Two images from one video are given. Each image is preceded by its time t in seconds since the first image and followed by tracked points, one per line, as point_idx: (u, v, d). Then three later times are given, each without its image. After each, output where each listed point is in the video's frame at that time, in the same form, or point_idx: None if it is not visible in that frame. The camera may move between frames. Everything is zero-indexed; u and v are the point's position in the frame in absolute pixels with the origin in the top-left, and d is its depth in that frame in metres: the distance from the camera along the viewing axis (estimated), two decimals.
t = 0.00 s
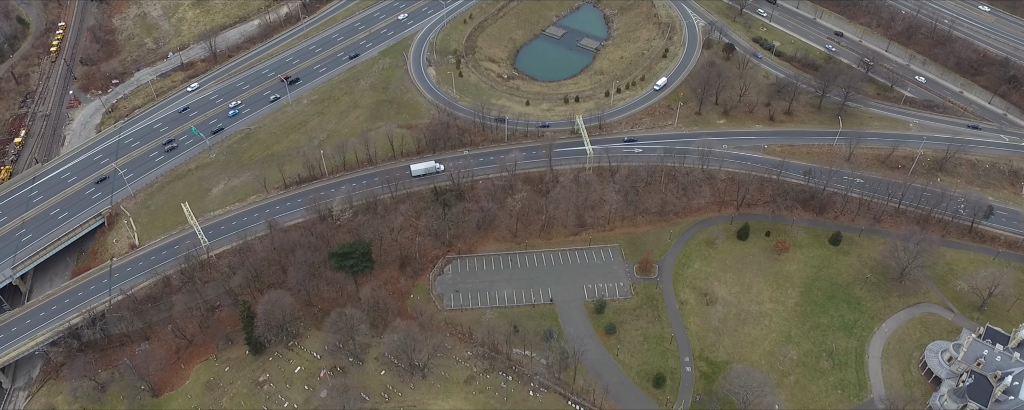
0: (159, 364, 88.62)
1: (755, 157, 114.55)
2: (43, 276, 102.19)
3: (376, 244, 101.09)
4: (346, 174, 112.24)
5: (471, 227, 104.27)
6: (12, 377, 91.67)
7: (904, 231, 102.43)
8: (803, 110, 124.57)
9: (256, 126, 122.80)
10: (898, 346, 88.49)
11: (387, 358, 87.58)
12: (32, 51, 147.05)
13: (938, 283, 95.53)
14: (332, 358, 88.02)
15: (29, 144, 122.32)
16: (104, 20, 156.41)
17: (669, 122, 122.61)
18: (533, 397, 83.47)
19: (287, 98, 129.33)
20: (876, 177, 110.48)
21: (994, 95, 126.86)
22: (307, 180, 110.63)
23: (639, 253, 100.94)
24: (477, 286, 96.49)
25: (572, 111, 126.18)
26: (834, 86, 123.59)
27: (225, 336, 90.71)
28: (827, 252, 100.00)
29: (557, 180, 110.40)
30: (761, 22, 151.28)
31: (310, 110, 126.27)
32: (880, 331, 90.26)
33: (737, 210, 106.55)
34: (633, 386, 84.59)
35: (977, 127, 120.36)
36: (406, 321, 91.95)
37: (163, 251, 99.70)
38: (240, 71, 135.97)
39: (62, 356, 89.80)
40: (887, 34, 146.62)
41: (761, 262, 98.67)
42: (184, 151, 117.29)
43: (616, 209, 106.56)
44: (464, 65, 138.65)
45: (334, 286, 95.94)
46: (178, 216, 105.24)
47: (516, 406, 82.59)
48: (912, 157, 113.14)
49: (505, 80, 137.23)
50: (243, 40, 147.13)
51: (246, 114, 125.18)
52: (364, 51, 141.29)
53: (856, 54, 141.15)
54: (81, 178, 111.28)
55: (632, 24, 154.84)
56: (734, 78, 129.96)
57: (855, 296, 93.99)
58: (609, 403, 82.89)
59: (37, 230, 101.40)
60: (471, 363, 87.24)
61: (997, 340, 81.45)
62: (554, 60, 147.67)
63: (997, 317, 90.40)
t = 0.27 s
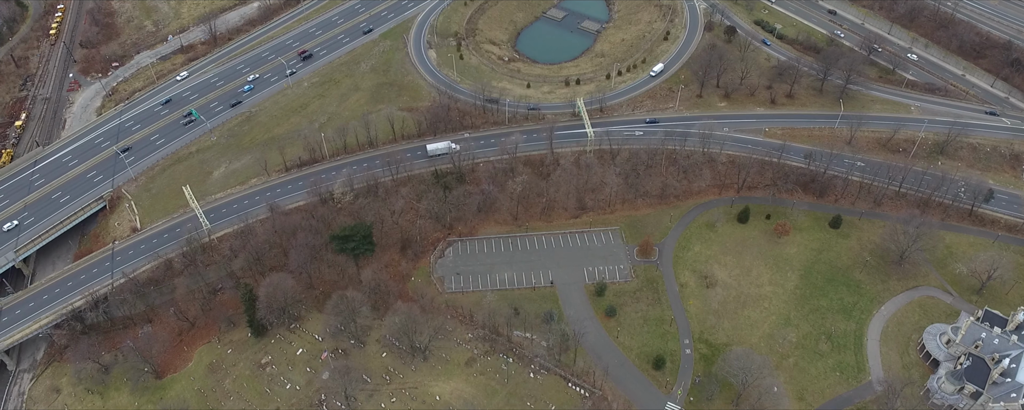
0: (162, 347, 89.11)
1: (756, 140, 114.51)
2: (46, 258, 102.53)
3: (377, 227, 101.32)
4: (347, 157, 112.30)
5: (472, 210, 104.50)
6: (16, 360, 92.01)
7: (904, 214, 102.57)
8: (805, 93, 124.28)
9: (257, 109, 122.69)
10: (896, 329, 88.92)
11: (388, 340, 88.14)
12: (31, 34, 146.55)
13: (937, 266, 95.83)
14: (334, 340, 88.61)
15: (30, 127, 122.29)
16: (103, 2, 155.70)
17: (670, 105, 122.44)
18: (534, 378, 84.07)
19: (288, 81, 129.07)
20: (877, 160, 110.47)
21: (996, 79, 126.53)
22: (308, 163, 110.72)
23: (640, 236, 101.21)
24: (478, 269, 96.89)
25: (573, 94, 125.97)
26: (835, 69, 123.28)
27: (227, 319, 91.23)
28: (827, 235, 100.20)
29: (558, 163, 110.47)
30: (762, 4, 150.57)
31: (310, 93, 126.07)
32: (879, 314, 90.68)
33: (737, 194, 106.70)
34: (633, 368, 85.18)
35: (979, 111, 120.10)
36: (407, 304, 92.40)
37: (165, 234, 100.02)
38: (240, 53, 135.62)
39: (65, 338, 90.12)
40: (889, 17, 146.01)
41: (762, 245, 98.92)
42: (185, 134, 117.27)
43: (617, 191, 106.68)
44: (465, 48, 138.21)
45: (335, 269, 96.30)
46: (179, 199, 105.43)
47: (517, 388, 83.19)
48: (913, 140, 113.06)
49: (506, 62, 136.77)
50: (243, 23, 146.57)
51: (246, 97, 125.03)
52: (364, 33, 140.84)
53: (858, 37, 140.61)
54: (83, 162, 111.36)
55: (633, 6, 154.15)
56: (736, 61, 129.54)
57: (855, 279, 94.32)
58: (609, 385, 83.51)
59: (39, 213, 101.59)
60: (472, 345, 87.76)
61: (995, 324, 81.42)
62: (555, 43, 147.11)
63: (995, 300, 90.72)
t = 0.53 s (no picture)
0: (165, 329, 89.65)
1: (757, 123, 114.38)
2: (48, 241, 102.83)
3: (378, 210, 101.51)
4: (348, 139, 112.31)
5: (472, 192, 104.67)
6: (21, 342, 92.43)
7: (905, 197, 102.65)
8: (806, 76, 123.94)
9: (257, 92, 122.51)
10: (895, 312, 89.35)
11: (389, 322, 88.71)
12: (30, 17, 145.94)
13: (937, 249, 96.08)
14: (335, 323, 89.20)
15: (30, 110, 122.16)
16: None
17: (671, 88, 122.18)
18: (534, 360, 84.66)
19: (288, 63, 128.75)
20: (878, 143, 110.42)
21: (998, 62, 126.08)
22: (309, 146, 110.78)
23: (640, 219, 101.45)
24: (479, 251, 97.28)
25: (574, 77, 125.65)
26: (837, 52, 122.96)
27: (229, 301, 91.69)
28: (827, 218, 100.37)
29: (558, 146, 110.49)
30: None
31: (310, 76, 125.80)
32: (879, 296, 91.07)
33: (738, 177, 106.75)
34: (633, 350, 85.77)
35: (981, 94, 119.79)
36: (409, 286, 92.85)
37: (167, 218, 100.30)
38: (240, 36, 135.16)
39: (68, 321, 90.86)
40: None
41: (762, 228, 99.15)
42: (186, 117, 117.19)
43: (618, 174, 106.73)
44: (465, 30, 137.67)
45: (337, 251, 96.62)
46: (180, 182, 105.63)
47: (517, 370, 83.79)
48: (914, 123, 112.94)
49: (506, 45, 136.23)
50: (242, 5, 145.81)
51: (247, 80, 124.80)
52: (364, 16, 140.26)
53: (861, 19, 139.91)
54: (83, 145, 111.35)
55: None
56: (737, 44, 129.06)
57: (855, 262, 94.62)
58: (609, 366, 84.12)
59: (41, 196, 101.65)
60: (473, 327, 88.28)
61: (993, 306, 82.49)
62: (556, 25, 146.44)
63: (994, 283, 91.02)
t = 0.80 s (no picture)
0: (167, 312, 90.12)
1: (758, 105, 114.21)
2: (50, 224, 103.06)
3: (378, 192, 101.61)
4: (348, 122, 112.24)
5: (473, 175, 104.78)
6: (24, 324, 92.78)
7: (905, 180, 102.66)
8: (807, 59, 123.55)
9: (257, 74, 122.22)
10: (894, 294, 89.73)
11: (391, 305, 89.15)
12: None
13: (936, 232, 96.27)
14: (337, 305, 89.61)
15: (30, 93, 121.95)
16: None
17: (672, 70, 121.84)
18: (535, 342, 85.14)
19: (288, 46, 128.36)
20: (879, 126, 110.28)
21: (1001, 44, 125.60)
22: (309, 129, 110.76)
23: (641, 201, 101.63)
24: (479, 234, 97.62)
25: (575, 59, 125.28)
26: (838, 34, 122.64)
27: (231, 284, 92.06)
28: (828, 200, 100.50)
29: (559, 128, 110.43)
30: None
31: (310, 58, 125.45)
32: (878, 279, 91.40)
33: (738, 159, 106.76)
34: (633, 332, 86.28)
35: (983, 76, 119.40)
36: (410, 269, 93.21)
37: (168, 201, 100.53)
38: (240, 18, 134.63)
39: (72, 304, 91.41)
40: None
41: (762, 211, 99.32)
42: (186, 100, 117.01)
43: (618, 157, 106.76)
44: (465, 12, 137.19)
45: (338, 234, 96.89)
46: (181, 165, 105.77)
47: (518, 351, 84.30)
48: (916, 106, 112.74)
49: (507, 27, 135.66)
50: None
51: (247, 63, 124.52)
52: None
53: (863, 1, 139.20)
54: (84, 128, 111.28)
55: None
56: (739, 26, 128.62)
57: (855, 245, 94.86)
58: (609, 348, 84.65)
59: (42, 179, 101.73)
60: (474, 309, 88.73)
61: (992, 289, 82.31)
62: (556, 7, 145.65)
63: (993, 266, 91.25)
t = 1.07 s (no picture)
0: (169, 294, 90.52)
1: (759, 88, 114.00)
2: (52, 208, 103.27)
3: (379, 175, 101.74)
4: (349, 105, 112.15)
5: (474, 157, 104.92)
6: (28, 307, 93.19)
7: (906, 163, 102.65)
8: (809, 41, 123.18)
9: (257, 57, 121.95)
10: (893, 277, 90.08)
11: (392, 287, 89.65)
12: None
13: (936, 215, 96.42)
14: (338, 287, 90.08)
15: (29, 77, 121.71)
16: None
17: (673, 52, 121.50)
18: (535, 324, 85.61)
19: (288, 28, 127.96)
20: (880, 108, 110.12)
21: (1004, 26, 125.07)
22: (310, 111, 110.71)
23: (641, 184, 101.84)
24: (480, 216, 97.93)
25: (575, 41, 124.87)
26: (840, 16, 122.26)
27: (233, 266, 92.50)
28: (828, 183, 100.64)
29: (560, 111, 110.37)
30: None
31: (311, 41, 125.14)
32: (878, 261, 91.67)
33: (739, 142, 106.77)
34: (633, 314, 86.78)
35: (985, 59, 118.95)
36: (410, 251, 93.63)
37: (169, 184, 100.83)
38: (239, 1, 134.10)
39: (74, 287, 91.52)
40: None
41: (762, 194, 99.52)
42: (186, 83, 116.81)
43: (619, 139, 106.77)
44: None
45: (339, 217, 97.17)
46: (182, 149, 105.92)
47: (519, 333, 84.81)
48: (917, 89, 112.52)
49: (508, 9, 135.02)
50: None
51: (247, 46, 124.16)
52: None
53: None
54: (84, 111, 111.15)
55: None
56: (740, 8, 128.34)
57: (855, 228, 95.10)
58: (610, 330, 85.18)
59: (43, 162, 101.75)
60: (475, 291, 89.20)
61: (990, 272, 82.70)
62: None
63: (993, 248, 91.44)
